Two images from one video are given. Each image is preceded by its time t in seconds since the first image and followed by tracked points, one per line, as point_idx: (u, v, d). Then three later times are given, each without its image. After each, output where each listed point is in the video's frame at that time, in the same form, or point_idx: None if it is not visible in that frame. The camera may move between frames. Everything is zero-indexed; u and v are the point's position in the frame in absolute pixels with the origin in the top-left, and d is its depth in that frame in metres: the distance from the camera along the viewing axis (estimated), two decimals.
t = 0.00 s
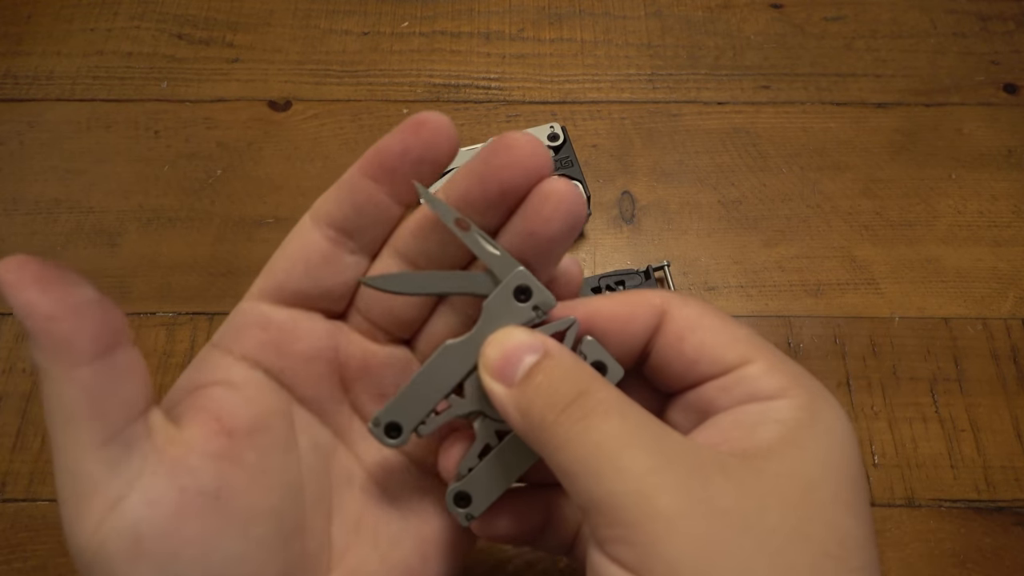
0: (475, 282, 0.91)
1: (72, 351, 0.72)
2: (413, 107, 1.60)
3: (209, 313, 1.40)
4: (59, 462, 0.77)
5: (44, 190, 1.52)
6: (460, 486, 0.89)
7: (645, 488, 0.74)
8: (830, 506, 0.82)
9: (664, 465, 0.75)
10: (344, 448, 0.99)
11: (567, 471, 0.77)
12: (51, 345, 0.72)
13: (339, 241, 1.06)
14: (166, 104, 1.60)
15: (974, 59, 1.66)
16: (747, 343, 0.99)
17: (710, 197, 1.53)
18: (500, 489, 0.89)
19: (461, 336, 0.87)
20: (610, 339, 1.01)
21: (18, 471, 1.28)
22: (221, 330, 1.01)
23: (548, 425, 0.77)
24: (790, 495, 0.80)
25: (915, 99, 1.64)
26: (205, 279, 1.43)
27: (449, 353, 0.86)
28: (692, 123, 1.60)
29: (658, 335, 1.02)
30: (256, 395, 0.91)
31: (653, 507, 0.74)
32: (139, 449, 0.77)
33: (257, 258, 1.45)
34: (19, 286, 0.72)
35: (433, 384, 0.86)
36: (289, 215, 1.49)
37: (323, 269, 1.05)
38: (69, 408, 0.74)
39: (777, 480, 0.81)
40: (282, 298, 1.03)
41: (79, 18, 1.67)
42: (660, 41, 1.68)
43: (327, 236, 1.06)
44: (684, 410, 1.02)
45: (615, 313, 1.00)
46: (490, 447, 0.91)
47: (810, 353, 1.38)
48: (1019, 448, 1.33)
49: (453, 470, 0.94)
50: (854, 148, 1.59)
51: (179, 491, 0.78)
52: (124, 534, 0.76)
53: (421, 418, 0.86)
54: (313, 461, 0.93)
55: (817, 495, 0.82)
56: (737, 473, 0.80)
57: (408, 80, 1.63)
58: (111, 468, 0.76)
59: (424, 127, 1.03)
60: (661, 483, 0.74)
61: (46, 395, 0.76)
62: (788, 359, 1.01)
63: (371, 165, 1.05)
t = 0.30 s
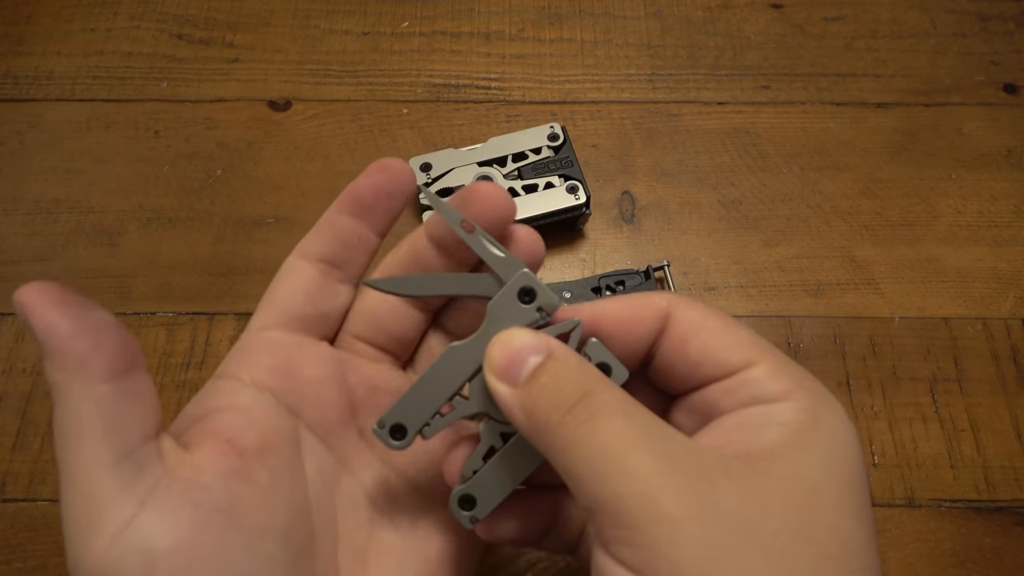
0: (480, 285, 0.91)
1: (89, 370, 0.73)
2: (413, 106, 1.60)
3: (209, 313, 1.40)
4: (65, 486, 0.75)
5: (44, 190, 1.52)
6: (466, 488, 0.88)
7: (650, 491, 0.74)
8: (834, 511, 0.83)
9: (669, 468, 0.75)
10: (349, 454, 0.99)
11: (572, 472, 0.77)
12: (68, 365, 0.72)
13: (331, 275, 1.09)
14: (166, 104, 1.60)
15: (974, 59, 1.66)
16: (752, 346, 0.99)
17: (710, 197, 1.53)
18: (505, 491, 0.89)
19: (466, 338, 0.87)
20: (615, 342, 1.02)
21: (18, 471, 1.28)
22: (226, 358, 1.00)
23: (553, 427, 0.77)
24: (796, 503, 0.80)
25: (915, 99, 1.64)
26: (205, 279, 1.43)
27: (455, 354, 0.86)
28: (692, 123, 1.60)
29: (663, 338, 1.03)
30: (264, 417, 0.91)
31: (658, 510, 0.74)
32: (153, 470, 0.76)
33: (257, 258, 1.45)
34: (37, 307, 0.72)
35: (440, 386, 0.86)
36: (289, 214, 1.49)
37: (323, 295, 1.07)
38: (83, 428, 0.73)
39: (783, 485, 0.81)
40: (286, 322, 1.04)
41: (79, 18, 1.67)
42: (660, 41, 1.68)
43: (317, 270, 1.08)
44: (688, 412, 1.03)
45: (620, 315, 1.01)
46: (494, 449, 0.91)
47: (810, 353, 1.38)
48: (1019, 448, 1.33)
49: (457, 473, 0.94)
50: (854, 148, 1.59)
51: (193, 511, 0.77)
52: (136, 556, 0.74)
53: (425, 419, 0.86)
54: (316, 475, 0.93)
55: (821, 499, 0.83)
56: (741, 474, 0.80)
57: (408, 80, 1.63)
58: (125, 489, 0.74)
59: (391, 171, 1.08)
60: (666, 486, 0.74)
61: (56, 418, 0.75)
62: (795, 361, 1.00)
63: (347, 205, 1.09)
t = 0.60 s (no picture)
0: (478, 293, 0.91)
1: (73, 399, 0.72)
2: (413, 106, 1.60)
3: (209, 313, 1.40)
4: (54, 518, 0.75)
5: (45, 190, 1.52)
6: (466, 501, 0.88)
7: (653, 503, 0.74)
8: (836, 521, 0.83)
9: (672, 480, 0.75)
10: (350, 469, 0.99)
11: (574, 483, 0.77)
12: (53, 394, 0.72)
13: (332, 283, 1.10)
14: (166, 104, 1.60)
15: (974, 59, 1.66)
16: (750, 351, 0.99)
17: (710, 197, 1.53)
18: (505, 502, 0.89)
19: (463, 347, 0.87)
20: (614, 349, 1.02)
21: (18, 471, 1.28)
22: (224, 378, 1.00)
23: (554, 435, 0.76)
24: (797, 515, 0.80)
25: (915, 100, 1.64)
26: (205, 279, 1.43)
27: (453, 363, 0.86)
28: (692, 123, 1.60)
29: (661, 343, 1.03)
30: (260, 438, 0.91)
31: (662, 523, 0.74)
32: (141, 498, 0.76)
33: (257, 258, 1.45)
34: (23, 334, 0.72)
35: (438, 397, 0.86)
36: (289, 214, 1.49)
37: (324, 305, 1.08)
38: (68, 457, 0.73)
39: (783, 495, 0.81)
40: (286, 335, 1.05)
41: (80, 18, 1.67)
42: (660, 41, 1.68)
43: (318, 278, 1.09)
44: (686, 418, 1.04)
45: (618, 322, 1.01)
46: (495, 460, 0.90)
47: (811, 353, 1.38)
48: (1019, 448, 1.33)
49: (457, 486, 0.94)
50: (854, 148, 1.59)
51: (182, 540, 0.76)
52: None
53: (422, 432, 0.86)
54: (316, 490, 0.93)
55: (822, 509, 0.82)
56: (742, 483, 0.80)
57: (408, 80, 1.63)
58: (112, 520, 0.74)
59: (393, 176, 1.09)
60: (670, 498, 0.74)
61: (44, 447, 0.75)
62: (792, 368, 1.01)
63: (349, 211, 1.09)
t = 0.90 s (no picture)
0: (481, 291, 0.91)
1: (72, 404, 0.72)
2: (413, 106, 1.60)
3: (209, 313, 1.40)
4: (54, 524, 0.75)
5: (45, 190, 1.52)
6: (465, 500, 0.87)
7: (655, 503, 0.74)
8: (837, 524, 0.82)
9: (675, 480, 0.75)
10: (350, 473, 0.99)
11: (577, 483, 0.77)
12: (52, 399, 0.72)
13: (335, 283, 1.10)
14: (166, 104, 1.60)
15: (974, 59, 1.66)
16: (752, 351, 0.99)
17: (710, 197, 1.53)
18: (506, 501, 0.88)
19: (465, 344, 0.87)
20: (616, 348, 1.02)
21: (18, 471, 1.28)
22: (223, 381, 1.00)
23: (557, 434, 0.76)
24: (797, 518, 0.80)
25: (915, 99, 1.64)
26: (205, 279, 1.43)
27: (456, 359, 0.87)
28: (692, 123, 1.60)
29: (664, 344, 1.03)
30: (260, 441, 0.91)
31: (664, 523, 0.74)
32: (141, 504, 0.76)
33: (257, 258, 1.45)
34: (20, 339, 0.72)
35: (439, 393, 0.86)
36: (289, 214, 1.49)
37: (324, 307, 1.08)
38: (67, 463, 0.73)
39: (783, 496, 0.81)
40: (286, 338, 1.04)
41: (80, 18, 1.67)
42: (660, 41, 1.68)
43: (321, 279, 1.09)
44: (687, 418, 1.03)
45: (620, 321, 1.01)
46: (495, 459, 0.90)
47: (810, 353, 1.38)
48: (1019, 448, 1.33)
49: (457, 485, 0.93)
50: (854, 148, 1.59)
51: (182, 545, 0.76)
52: None
53: (422, 428, 0.86)
54: (315, 493, 0.93)
55: (822, 511, 0.82)
56: (744, 484, 0.80)
57: (408, 80, 1.63)
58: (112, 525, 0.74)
59: (390, 176, 1.08)
60: (672, 498, 0.74)
61: (43, 453, 0.75)
62: (796, 368, 1.00)
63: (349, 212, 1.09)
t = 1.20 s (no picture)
0: (505, 284, 0.91)
1: (82, 470, 0.72)
2: (413, 106, 1.60)
3: (209, 313, 1.40)
4: None
5: (44, 190, 1.52)
6: (470, 488, 0.86)
7: (670, 497, 0.74)
8: (846, 526, 0.82)
9: (689, 475, 0.75)
10: (342, 527, 1.00)
11: (589, 476, 0.77)
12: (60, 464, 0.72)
13: (324, 364, 1.01)
14: (166, 104, 1.60)
15: (974, 59, 1.66)
16: (761, 354, 0.99)
17: (710, 197, 1.53)
18: (511, 495, 0.87)
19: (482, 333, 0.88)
20: (628, 350, 1.03)
21: (17, 471, 1.28)
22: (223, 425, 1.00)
23: (570, 427, 0.76)
24: (807, 515, 0.80)
25: (915, 100, 1.64)
26: (205, 279, 1.43)
27: (470, 351, 0.87)
28: (692, 123, 1.60)
29: (677, 346, 1.03)
30: (257, 503, 0.90)
31: (676, 516, 0.74)
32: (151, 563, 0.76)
33: (257, 258, 1.45)
34: (24, 408, 0.72)
35: (452, 380, 0.86)
36: (289, 214, 1.49)
37: (311, 387, 1.00)
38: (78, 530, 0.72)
39: (792, 493, 0.81)
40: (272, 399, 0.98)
41: (80, 18, 1.67)
42: (660, 41, 1.68)
43: (309, 360, 1.00)
44: (696, 418, 1.03)
45: (636, 322, 1.02)
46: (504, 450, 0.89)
47: (811, 353, 1.38)
48: (1019, 448, 1.33)
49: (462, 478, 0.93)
50: (854, 148, 1.59)
51: None
52: None
53: (434, 413, 0.85)
54: (316, 548, 0.95)
55: (831, 509, 0.82)
56: (754, 479, 0.80)
57: (408, 80, 1.63)
58: None
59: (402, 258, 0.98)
60: (685, 493, 0.74)
61: (50, 521, 0.74)
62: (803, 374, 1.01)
63: (352, 290, 0.99)
